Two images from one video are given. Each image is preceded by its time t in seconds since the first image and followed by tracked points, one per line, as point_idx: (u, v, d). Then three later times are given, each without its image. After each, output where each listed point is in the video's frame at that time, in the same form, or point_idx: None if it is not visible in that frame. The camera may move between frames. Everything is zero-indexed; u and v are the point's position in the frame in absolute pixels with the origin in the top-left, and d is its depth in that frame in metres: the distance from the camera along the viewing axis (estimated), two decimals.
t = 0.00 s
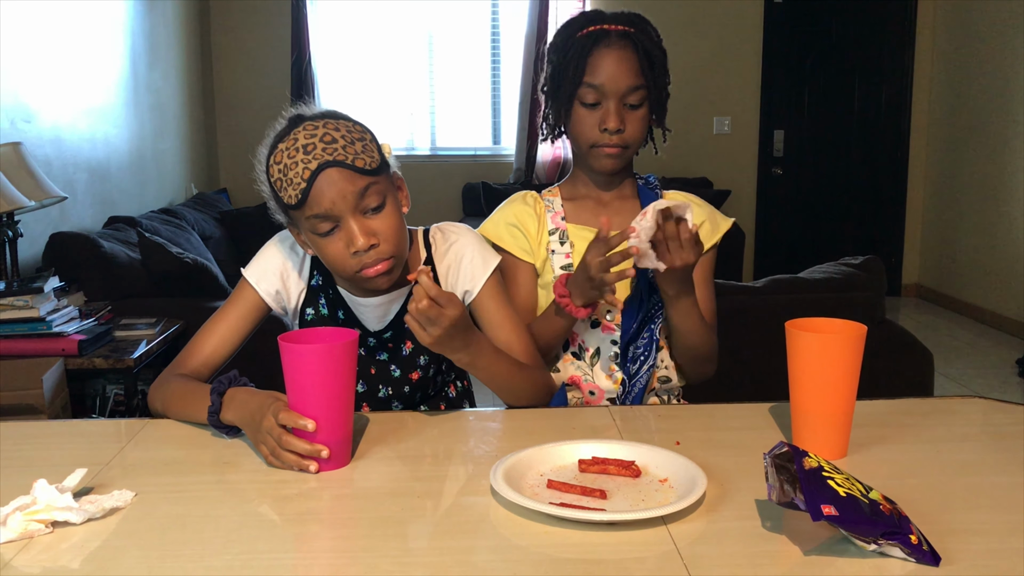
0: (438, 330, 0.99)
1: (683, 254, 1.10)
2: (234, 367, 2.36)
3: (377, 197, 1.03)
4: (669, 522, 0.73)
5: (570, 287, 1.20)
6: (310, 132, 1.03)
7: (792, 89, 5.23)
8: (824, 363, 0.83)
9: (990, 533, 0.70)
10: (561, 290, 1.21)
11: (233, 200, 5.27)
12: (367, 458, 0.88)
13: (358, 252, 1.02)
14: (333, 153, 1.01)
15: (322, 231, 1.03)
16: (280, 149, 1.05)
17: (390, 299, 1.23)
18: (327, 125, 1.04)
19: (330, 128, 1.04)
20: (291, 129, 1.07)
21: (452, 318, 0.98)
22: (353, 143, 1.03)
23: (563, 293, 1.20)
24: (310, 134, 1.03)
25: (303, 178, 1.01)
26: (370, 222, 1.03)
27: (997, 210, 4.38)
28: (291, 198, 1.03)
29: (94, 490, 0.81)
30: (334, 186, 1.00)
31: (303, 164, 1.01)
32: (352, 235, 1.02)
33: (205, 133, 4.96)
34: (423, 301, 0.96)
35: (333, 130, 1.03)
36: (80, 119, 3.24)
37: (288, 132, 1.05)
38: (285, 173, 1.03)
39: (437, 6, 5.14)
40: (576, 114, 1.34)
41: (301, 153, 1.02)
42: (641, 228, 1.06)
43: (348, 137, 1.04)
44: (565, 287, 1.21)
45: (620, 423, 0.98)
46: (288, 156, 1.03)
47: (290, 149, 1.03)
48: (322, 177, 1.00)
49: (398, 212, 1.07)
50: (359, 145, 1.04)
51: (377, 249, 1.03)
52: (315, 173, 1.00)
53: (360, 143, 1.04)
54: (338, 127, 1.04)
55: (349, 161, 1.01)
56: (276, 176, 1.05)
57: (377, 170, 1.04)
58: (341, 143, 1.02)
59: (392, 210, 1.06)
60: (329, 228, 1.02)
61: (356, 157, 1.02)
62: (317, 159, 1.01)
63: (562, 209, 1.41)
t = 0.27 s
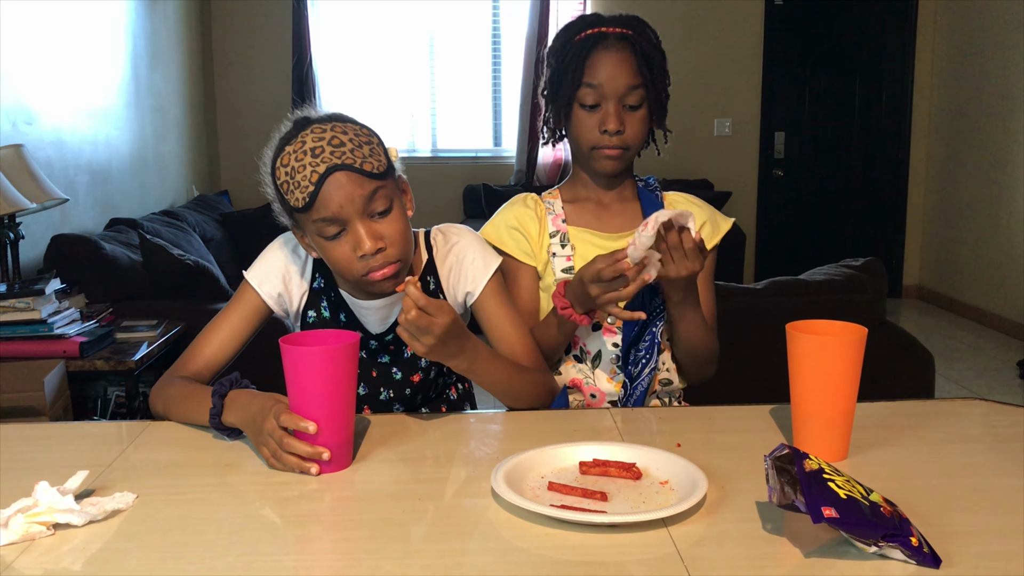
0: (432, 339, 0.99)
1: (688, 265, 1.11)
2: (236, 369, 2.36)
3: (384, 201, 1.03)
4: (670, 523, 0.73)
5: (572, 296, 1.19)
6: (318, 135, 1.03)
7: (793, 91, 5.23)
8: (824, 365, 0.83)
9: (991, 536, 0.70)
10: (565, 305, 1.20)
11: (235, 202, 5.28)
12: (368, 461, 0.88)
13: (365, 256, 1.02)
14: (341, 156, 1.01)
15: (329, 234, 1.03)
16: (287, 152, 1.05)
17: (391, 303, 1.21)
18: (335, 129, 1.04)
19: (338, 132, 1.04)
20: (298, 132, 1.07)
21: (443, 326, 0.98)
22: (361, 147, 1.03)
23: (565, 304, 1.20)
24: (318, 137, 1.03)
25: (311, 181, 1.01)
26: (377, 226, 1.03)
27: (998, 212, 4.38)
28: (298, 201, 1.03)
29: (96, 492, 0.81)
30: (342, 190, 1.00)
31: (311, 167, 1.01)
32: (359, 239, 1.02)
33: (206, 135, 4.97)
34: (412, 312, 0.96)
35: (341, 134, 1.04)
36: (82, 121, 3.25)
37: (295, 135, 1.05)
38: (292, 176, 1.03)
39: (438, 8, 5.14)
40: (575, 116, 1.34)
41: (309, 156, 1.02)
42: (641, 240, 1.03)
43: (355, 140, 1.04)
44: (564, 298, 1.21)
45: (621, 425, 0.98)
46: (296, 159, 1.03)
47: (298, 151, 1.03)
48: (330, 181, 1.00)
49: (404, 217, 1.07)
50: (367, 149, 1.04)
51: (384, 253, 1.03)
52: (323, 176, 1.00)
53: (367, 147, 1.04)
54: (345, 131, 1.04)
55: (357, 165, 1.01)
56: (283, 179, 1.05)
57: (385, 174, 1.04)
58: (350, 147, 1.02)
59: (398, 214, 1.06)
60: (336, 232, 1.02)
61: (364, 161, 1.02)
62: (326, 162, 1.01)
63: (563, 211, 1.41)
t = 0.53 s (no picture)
0: (424, 339, 0.99)
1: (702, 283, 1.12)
2: (236, 373, 2.36)
3: (385, 209, 1.03)
4: (670, 528, 0.73)
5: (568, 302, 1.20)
6: (320, 142, 1.03)
7: (793, 94, 5.23)
8: (825, 370, 0.83)
9: (990, 540, 0.70)
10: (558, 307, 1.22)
11: (235, 206, 5.28)
12: (368, 465, 0.88)
13: (366, 263, 1.02)
14: (343, 163, 1.01)
15: (330, 241, 1.03)
16: (289, 158, 1.04)
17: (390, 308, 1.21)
18: (337, 135, 1.04)
19: (340, 138, 1.03)
20: (299, 137, 1.06)
21: (434, 325, 0.98)
22: (362, 154, 1.03)
23: (561, 309, 1.21)
24: (319, 143, 1.03)
25: (312, 188, 1.00)
26: (377, 233, 1.03)
27: (998, 215, 4.38)
28: (299, 207, 1.03)
29: (97, 496, 0.81)
30: (343, 197, 1.00)
31: (312, 173, 1.01)
32: (359, 245, 1.02)
33: (207, 138, 4.98)
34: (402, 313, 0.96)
35: (343, 140, 1.03)
36: (82, 125, 3.25)
37: (297, 141, 1.05)
38: (294, 182, 1.03)
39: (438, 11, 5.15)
40: (575, 118, 1.35)
41: (310, 163, 1.02)
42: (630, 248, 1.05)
43: (357, 147, 1.03)
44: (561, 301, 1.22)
45: (621, 429, 0.98)
46: (297, 165, 1.03)
47: (299, 158, 1.03)
48: (331, 188, 1.00)
49: (404, 223, 1.07)
50: (368, 156, 1.04)
51: (384, 260, 1.03)
52: (324, 183, 1.00)
53: (369, 153, 1.04)
54: (347, 137, 1.04)
55: (359, 172, 1.01)
56: (284, 184, 1.05)
57: (386, 181, 1.04)
58: (351, 153, 1.02)
59: (399, 220, 1.06)
60: (336, 239, 1.02)
61: (366, 168, 1.02)
62: (327, 170, 1.00)
63: (566, 216, 1.41)
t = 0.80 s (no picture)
0: (421, 339, 0.99)
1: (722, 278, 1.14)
2: (235, 375, 2.36)
3: (384, 213, 1.03)
4: (669, 531, 0.73)
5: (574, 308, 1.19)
6: (320, 146, 1.03)
7: (792, 97, 5.24)
8: (824, 374, 0.83)
9: (990, 544, 0.70)
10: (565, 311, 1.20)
11: (234, 207, 5.28)
12: (367, 468, 0.88)
13: (365, 268, 1.02)
14: (343, 168, 1.01)
15: (329, 245, 1.03)
16: (290, 162, 1.05)
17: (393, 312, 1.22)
18: (337, 139, 1.04)
19: (340, 142, 1.04)
20: (300, 142, 1.07)
21: (431, 325, 0.98)
22: (363, 158, 1.03)
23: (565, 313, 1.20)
24: (319, 148, 1.03)
25: (312, 193, 1.01)
26: (377, 237, 1.03)
27: (997, 218, 4.39)
28: (299, 211, 1.03)
29: (95, 498, 0.81)
30: (343, 201, 1.00)
31: (313, 178, 1.01)
32: (359, 250, 1.02)
33: (206, 140, 4.98)
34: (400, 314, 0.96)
35: (343, 145, 1.04)
36: (82, 127, 3.25)
37: (297, 146, 1.06)
38: (294, 186, 1.03)
39: (438, 14, 5.16)
40: (577, 115, 1.35)
41: (311, 167, 1.02)
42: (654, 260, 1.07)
43: (357, 151, 1.04)
44: (567, 307, 1.20)
45: (620, 432, 0.98)
46: (298, 169, 1.03)
47: (300, 163, 1.03)
48: (331, 192, 1.00)
49: (404, 228, 1.07)
50: (369, 160, 1.04)
51: (384, 264, 1.03)
52: (324, 188, 1.00)
53: (369, 158, 1.04)
54: (347, 141, 1.04)
55: (359, 176, 1.01)
56: (284, 189, 1.05)
57: (386, 185, 1.04)
58: (351, 158, 1.02)
59: (399, 225, 1.06)
60: (336, 243, 1.02)
61: (366, 172, 1.02)
62: (327, 174, 1.01)
63: (572, 221, 1.41)
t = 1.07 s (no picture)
0: (419, 339, 0.99)
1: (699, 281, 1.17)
2: (235, 376, 2.36)
3: (387, 214, 1.03)
4: (669, 531, 0.73)
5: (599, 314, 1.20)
6: (322, 147, 1.03)
7: (792, 99, 5.24)
8: (826, 374, 0.83)
9: (990, 545, 0.70)
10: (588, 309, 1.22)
11: (234, 208, 5.28)
12: (367, 467, 0.88)
13: (367, 270, 1.02)
14: (345, 170, 1.01)
15: (332, 247, 1.03)
16: (292, 163, 1.04)
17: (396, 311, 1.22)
18: (340, 140, 1.04)
19: (343, 144, 1.03)
20: (302, 142, 1.06)
21: (427, 324, 0.98)
22: (366, 160, 1.03)
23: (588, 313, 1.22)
24: (322, 149, 1.03)
25: (314, 194, 1.00)
26: (380, 239, 1.03)
27: (997, 221, 4.39)
28: (301, 213, 1.03)
29: (95, 497, 0.81)
30: (345, 203, 1.00)
31: (315, 179, 1.01)
32: (361, 252, 1.02)
33: (206, 141, 4.98)
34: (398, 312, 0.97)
35: (345, 146, 1.03)
36: (82, 126, 3.25)
37: (300, 146, 1.05)
38: (296, 187, 1.03)
39: (438, 15, 5.16)
40: (582, 119, 1.35)
41: (313, 168, 1.02)
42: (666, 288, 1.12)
43: (360, 153, 1.03)
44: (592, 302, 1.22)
45: (620, 433, 0.98)
46: (300, 170, 1.03)
47: (302, 163, 1.03)
48: (333, 194, 1.00)
49: (406, 229, 1.07)
50: (371, 162, 1.04)
51: (386, 266, 1.03)
52: (327, 190, 1.00)
53: (372, 159, 1.04)
54: (350, 143, 1.04)
55: (361, 178, 1.01)
56: (287, 190, 1.05)
57: (389, 187, 1.04)
58: (354, 160, 1.02)
59: (401, 227, 1.06)
60: (338, 245, 1.02)
61: (368, 174, 1.02)
62: (330, 176, 1.00)
63: (577, 221, 1.41)
